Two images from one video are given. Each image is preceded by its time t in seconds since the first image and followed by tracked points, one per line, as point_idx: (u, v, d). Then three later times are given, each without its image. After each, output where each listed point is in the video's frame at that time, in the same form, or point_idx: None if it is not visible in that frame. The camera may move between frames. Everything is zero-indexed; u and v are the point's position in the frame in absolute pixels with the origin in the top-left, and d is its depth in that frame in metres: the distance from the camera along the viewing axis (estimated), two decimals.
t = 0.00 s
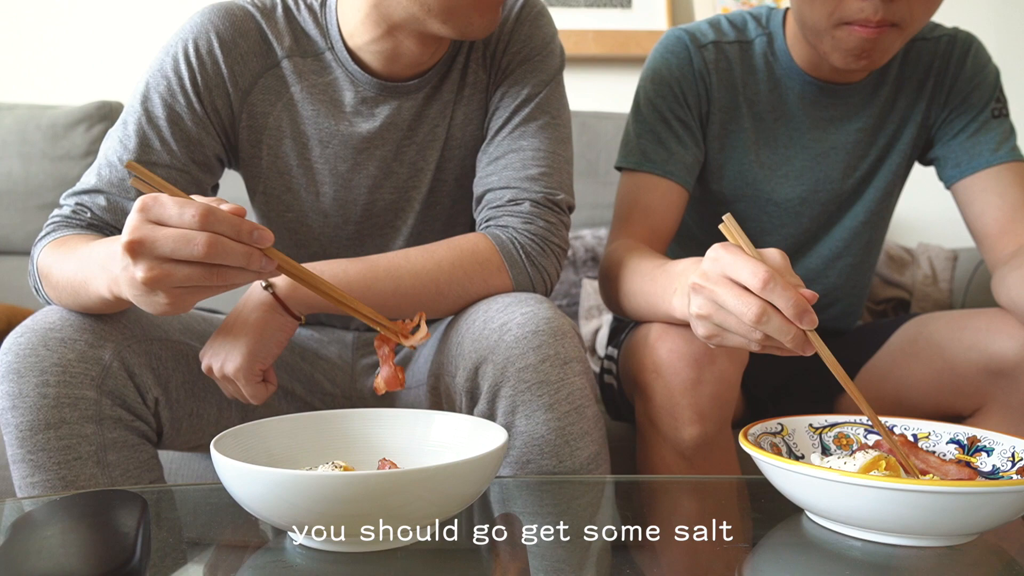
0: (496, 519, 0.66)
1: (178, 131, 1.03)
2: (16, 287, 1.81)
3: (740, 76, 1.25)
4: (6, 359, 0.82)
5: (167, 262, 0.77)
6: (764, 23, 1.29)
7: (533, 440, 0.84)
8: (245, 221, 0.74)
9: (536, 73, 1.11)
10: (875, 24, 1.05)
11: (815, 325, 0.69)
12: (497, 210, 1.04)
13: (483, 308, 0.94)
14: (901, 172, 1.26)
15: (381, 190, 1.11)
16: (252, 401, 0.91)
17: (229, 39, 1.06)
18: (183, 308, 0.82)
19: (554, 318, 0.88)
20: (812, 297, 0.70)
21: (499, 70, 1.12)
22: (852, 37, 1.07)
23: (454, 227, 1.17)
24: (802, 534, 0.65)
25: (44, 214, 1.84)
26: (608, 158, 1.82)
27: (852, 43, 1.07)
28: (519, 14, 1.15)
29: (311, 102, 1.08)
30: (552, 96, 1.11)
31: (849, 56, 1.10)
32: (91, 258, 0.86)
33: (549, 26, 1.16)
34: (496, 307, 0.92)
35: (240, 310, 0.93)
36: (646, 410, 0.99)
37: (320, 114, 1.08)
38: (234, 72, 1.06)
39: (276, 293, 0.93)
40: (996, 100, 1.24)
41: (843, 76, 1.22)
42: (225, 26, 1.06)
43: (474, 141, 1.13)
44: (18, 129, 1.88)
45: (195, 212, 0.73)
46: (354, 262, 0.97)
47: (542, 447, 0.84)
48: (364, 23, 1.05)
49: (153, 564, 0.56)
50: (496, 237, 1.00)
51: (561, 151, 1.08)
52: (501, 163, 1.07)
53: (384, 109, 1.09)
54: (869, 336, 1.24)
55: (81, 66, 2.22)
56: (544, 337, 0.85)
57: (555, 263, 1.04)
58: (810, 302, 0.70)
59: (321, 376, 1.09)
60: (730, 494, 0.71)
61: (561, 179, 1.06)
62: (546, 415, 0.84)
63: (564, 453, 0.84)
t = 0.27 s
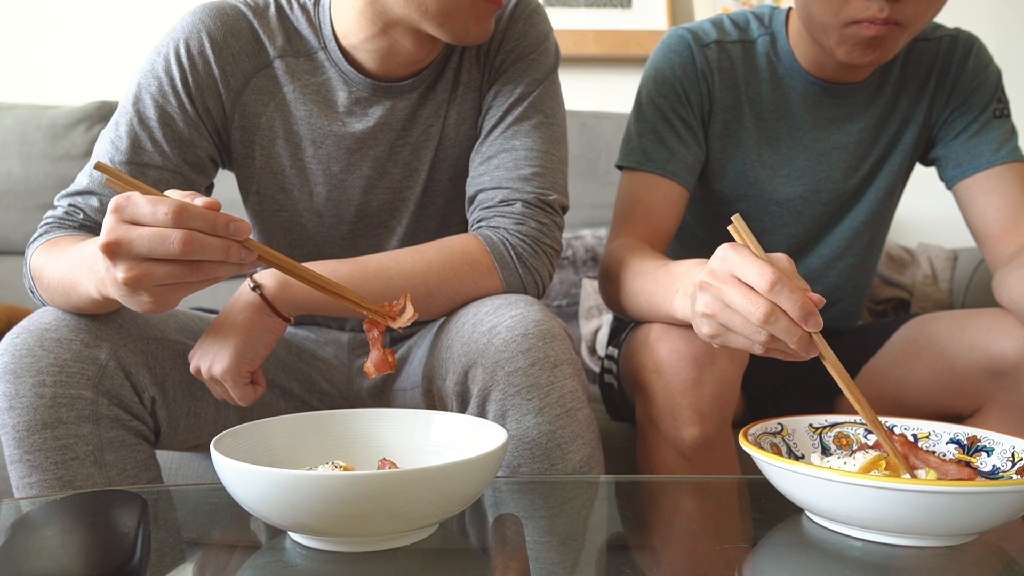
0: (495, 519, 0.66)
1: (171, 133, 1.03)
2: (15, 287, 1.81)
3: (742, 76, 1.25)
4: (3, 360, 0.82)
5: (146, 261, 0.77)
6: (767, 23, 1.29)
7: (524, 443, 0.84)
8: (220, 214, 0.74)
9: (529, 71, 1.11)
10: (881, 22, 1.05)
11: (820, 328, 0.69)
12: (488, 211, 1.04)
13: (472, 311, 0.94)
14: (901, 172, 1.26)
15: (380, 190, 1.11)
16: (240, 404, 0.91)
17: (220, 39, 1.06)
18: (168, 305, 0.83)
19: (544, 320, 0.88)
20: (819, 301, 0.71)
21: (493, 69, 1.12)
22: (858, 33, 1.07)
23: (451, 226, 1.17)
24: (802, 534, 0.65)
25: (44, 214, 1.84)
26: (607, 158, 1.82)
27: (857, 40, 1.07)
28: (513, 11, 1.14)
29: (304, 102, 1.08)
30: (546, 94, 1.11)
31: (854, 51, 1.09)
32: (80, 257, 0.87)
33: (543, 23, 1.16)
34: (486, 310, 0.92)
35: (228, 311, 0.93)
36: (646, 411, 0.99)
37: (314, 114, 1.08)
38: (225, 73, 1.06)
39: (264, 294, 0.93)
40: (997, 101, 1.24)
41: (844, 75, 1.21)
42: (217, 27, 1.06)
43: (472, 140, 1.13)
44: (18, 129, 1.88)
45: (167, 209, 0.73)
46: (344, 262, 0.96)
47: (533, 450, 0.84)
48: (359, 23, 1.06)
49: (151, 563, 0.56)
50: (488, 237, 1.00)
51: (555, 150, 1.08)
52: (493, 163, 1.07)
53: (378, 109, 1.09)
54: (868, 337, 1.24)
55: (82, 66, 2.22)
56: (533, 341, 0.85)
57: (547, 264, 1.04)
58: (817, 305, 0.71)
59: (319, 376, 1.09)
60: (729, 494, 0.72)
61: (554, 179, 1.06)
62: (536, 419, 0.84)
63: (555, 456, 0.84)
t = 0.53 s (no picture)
0: (495, 519, 0.66)
1: (166, 134, 1.03)
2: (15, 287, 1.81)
3: (741, 76, 1.24)
4: (2, 360, 0.82)
5: (141, 256, 0.77)
6: (766, 23, 1.29)
7: (525, 443, 0.84)
8: (213, 207, 0.73)
9: (528, 71, 1.11)
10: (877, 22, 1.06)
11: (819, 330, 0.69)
12: (488, 211, 1.04)
13: (473, 312, 0.94)
14: (900, 172, 1.26)
15: (379, 190, 1.11)
16: (239, 408, 0.89)
17: (216, 40, 1.06)
18: (164, 301, 0.83)
19: (545, 321, 0.88)
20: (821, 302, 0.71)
21: (491, 69, 1.12)
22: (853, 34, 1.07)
23: (450, 226, 1.17)
24: (802, 534, 0.65)
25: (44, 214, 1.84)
26: (607, 158, 1.82)
27: (852, 39, 1.08)
28: (511, 11, 1.14)
29: (300, 103, 1.08)
30: (544, 93, 1.10)
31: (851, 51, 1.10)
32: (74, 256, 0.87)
33: (541, 23, 1.16)
34: (487, 309, 0.92)
35: (227, 314, 0.93)
36: (646, 411, 0.99)
37: (310, 115, 1.08)
38: (220, 74, 1.06)
39: (264, 296, 0.93)
40: (996, 101, 1.24)
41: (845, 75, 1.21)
42: (212, 27, 1.06)
43: (471, 140, 1.13)
44: (19, 129, 1.88)
45: (160, 203, 0.73)
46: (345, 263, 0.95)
47: (535, 450, 0.84)
48: (358, 23, 1.05)
49: (151, 563, 0.56)
50: (487, 237, 1.00)
51: (554, 149, 1.08)
52: (491, 163, 1.06)
53: (375, 110, 1.09)
54: (868, 337, 1.24)
55: (82, 66, 2.23)
56: (534, 341, 0.85)
57: (547, 263, 1.04)
58: (819, 305, 0.70)
59: (319, 376, 1.09)
60: (729, 494, 0.72)
61: (552, 178, 1.06)
62: (537, 419, 0.84)
63: (556, 457, 0.84)
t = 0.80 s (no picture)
0: (495, 519, 0.66)
1: (165, 133, 1.03)
2: (15, 287, 1.81)
3: (741, 76, 1.24)
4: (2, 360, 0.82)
5: (137, 259, 0.77)
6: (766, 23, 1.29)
7: (533, 442, 0.84)
8: (207, 209, 0.73)
9: (529, 70, 1.11)
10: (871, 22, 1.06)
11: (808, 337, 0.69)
12: (492, 211, 1.04)
13: (480, 310, 0.94)
14: (900, 172, 1.26)
15: (379, 190, 1.11)
16: (244, 409, 0.89)
17: (215, 39, 1.06)
18: (162, 303, 0.83)
19: (553, 320, 0.88)
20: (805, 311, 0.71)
21: (492, 68, 1.12)
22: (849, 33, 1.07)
23: (450, 226, 1.17)
24: (802, 534, 0.65)
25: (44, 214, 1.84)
26: (607, 158, 1.82)
27: (846, 38, 1.08)
28: (511, 10, 1.14)
29: (300, 102, 1.08)
30: (546, 93, 1.10)
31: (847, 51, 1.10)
32: (74, 255, 0.88)
33: (541, 22, 1.15)
34: (495, 308, 0.92)
35: (233, 315, 0.93)
36: (646, 411, 1.00)
37: (310, 114, 1.08)
38: (220, 73, 1.06)
39: (270, 298, 0.93)
40: (995, 102, 1.24)
41: (846, 74, 1.21)
42: (211, 27, 1.06)
43: (471, 140, 1.13)
44: (18, 129, 1.88)
45: (154, 206, 0.72)
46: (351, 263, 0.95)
47: (542, 450, 0.84)
48: (358, 23, 1.06)
49: (151, 563, 0.56)
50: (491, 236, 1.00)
51: (556, 148, 1.08)
52: (494, 162, 1.06)
53: (374, 109, 1.09)
54: (868, 337, 1.24)
55: (82, 66, 2.23)
56: (543, 340, 0.85)
57: (552, 263, 1.04)
58: (803, 315, 0.70)
59: (319, 376, 1.09)
60: (729, 494, 0.72)
61: (555, 177, 1.06)
62: (545, 418, 0.84)
63: (563, 456, 0.84)
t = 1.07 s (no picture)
0: (495, 519, 0.66)
1: (171, 133, 1.03)
2: (15, 287, 1.80)
3: (740, 76, 1.24)
4: (4, 359, 0.82)
5: (140, 262, 0.77)
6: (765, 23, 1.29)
7: (535, 442, 0.84)
8: (208, 211, 0.73)
9: (533, 70, 1.11)
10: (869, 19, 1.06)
11: (794, 342, 0.69)
12: (497, 212, 1.04)
13: (483, 309, 0.94)
14: (900, 172, 1.26)
15: (379, 190, 1.11)
16: (254, 403, 0.91)
17: (222, 40, 1.06)
18: (167, 305, 0.83)
19: (556, 319, 0.88)
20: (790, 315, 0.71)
21: (495, 68, 1.12)
22: (846, 32, 1.07)
23: (451, 227, 1.17)
24: (802, 534, 0.65)
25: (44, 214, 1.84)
26: (607, 158, 1.82)
27: (844, 36, 1.08)
28: (513, 10, 1.14)
29: (304, 103, 1.08)
30: (549, 93, 1.10)
31: (844, 51, 1.10)
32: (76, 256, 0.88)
33: (544, 21, 1.15)
34: (499, 307, 0.92)
35: (240, 311, 0.93)
36: (646, 410, 0.99)
37: (314, 115, 1.08)
38: (226, 73, 1.06)
39: (275, 294, 0.93)
40: (994, 102, 1.24)
41: (847, 74, 1.21)
42: (218, 27, 1.06)
43: (471, 140, 1.13)
44: (19, 129, 1.88)
45: (154, 209, 0.73)
46: (355, 261, 0.95)
47: (544, 449, 0.83)
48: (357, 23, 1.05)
49: (151, 563, 0.56)
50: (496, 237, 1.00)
51: (559, 148, 1.08)
52: (498, 163, 1.06)
53: (378, 112, 1.09)
54: (868, 337, 1.24)
55: (82, 66, 2.22)
56: (546, 339, 0.85)
57: (556, 265, 1.04)
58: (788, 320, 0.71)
59: (320, 377, 1.09)
60: (729, 494, 0.72)
61: (559, 177, 1.06)
62: (548, 417, 0.83)
63: (565, 455, 0.84)
